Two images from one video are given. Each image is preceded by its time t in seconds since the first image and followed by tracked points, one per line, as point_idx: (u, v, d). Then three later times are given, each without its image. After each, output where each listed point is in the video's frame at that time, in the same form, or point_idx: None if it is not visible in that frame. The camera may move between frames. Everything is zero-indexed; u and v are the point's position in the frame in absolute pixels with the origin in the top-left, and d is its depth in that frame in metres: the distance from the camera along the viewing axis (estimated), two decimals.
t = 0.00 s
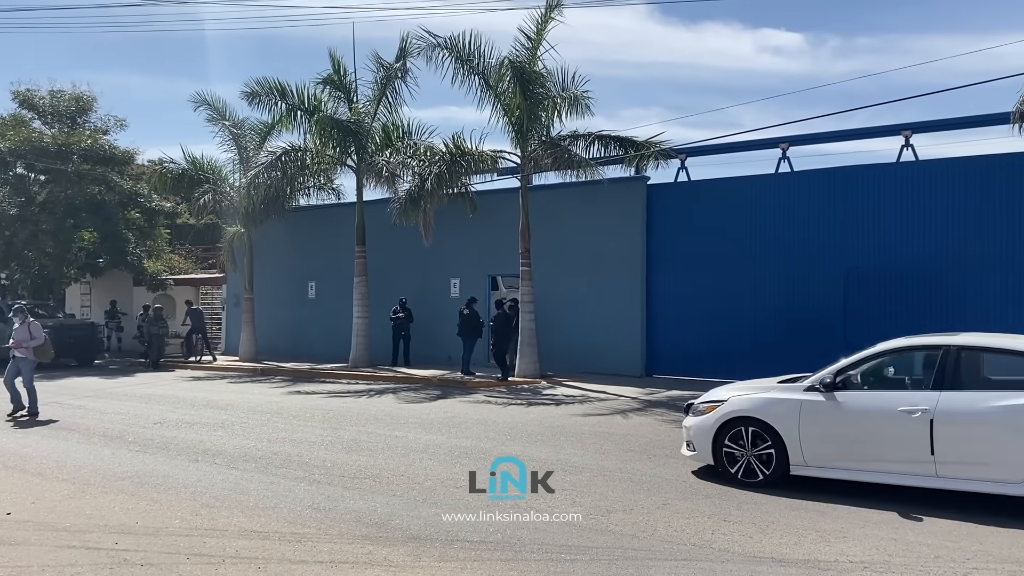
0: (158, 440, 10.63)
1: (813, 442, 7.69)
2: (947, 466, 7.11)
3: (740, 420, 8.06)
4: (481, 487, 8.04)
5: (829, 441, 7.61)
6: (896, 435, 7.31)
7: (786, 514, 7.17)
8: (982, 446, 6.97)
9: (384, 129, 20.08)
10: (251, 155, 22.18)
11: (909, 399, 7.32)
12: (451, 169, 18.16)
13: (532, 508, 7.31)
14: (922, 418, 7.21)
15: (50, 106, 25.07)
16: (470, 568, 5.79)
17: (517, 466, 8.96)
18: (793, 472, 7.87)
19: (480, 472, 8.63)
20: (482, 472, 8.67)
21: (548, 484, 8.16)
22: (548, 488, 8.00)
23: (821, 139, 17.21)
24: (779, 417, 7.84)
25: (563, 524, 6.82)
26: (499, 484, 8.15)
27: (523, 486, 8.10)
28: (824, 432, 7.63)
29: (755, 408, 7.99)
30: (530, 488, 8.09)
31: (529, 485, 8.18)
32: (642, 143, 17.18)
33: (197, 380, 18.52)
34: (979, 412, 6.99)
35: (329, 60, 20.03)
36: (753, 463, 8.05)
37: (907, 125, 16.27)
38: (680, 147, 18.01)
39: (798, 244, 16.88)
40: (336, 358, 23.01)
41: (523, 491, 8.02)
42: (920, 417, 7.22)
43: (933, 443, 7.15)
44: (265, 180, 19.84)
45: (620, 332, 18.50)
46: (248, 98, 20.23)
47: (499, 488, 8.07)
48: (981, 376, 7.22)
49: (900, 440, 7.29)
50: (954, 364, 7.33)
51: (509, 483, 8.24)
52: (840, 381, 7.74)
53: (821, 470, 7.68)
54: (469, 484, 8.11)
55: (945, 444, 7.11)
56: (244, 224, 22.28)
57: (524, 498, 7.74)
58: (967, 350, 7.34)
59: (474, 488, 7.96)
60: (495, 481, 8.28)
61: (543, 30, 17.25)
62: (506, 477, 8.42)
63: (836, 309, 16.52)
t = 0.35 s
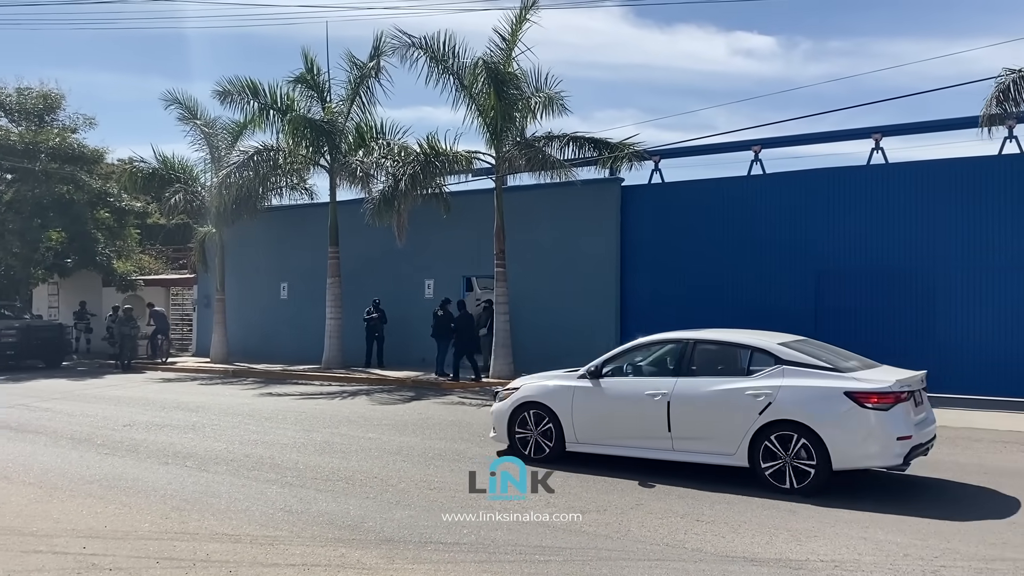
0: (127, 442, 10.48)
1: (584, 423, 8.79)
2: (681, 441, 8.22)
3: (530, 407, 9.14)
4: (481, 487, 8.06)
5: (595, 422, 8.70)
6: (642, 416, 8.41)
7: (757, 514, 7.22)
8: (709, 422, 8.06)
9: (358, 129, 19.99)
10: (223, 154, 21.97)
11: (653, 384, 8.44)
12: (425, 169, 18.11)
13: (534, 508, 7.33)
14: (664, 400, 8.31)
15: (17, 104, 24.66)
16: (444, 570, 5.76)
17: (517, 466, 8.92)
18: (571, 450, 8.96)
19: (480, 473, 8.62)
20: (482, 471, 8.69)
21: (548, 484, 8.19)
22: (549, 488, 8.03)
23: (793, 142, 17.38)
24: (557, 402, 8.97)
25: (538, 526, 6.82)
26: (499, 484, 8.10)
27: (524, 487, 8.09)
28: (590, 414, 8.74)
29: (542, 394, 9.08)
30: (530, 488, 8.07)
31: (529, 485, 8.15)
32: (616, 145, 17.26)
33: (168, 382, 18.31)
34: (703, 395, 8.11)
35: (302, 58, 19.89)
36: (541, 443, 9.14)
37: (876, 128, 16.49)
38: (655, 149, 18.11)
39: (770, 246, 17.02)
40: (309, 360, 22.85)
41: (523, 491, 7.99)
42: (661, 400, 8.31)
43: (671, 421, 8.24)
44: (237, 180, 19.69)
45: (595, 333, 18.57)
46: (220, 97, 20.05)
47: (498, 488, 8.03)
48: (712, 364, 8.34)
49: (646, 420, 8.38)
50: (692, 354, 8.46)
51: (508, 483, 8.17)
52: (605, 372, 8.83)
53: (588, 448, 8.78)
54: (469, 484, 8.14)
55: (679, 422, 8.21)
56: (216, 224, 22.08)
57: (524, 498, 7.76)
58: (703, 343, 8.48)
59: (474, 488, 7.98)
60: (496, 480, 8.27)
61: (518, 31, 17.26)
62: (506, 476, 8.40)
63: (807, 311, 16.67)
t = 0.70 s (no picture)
0: (96, 443, 10.35)
1: (404, 409, 9.67)
2: (479, 423, 9.13)
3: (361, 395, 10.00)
4: (481, 486, 8.00)
5: (413, 408, 9.59)
6: (451, 402, 9.30)
7: (730, 511, 7.29)
8: (503, 405, 8.98)
9: (332, 127, 19.88)
10: (195, 151, 21.76)
11: (459, 373, 9.35)
12: (400, 168, 18.04)
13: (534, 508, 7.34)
14: (469, 388, 9.21)
15: None
16: (418, 569, 5.75)
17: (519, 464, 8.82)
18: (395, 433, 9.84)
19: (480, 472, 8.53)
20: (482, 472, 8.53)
21: (548, 484, 8.09)
22: (549, 488, 7.98)
23: (766, 143, 17.52)
24: (384, 389, 9.84)
25: (513, 524, 6.82)
26: (498, 484, 8.04)
27: (524, 486, 8.03)
28: (409, 401, 9.62)
29: (373, 384, 9.94)
30: (530, 488, 8.00)
31: (529, 485, 8.08)
32: (591, 145, 17.32)
33: (139, 382, 18.10)
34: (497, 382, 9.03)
35: (275, 55, 19.73)
36: (372, 428, 10.00)
37: (848, 129, 16.67)
38: (629, 149, 18.19)
39: (743, 245, 17.16)
40: (283, 359, 22.68)
41: (523, 491, 7.93)
42: (465, 387, 9.22)
43: (473, 405, 9.15)
44: (209, 178, 19.53)
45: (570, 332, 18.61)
46: (192, 94, 19.86)
47: (498, 488, 7.98)
48: (510, 354, 9.24)
49: (453, 405, 9.29)
50: (495, 346, 9.35)
51: (509, 483, 8.11)
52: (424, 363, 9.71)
53: (409, 431, 9.67)
54: (469, 484, 8.06)
55: (480, 406, 9.11)
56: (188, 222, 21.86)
57: (524, 498, 7.75)
58: (505, 336, 9.38)
59: (474, 488, 7.93)
60: (496, 479, 8.19)
61: (493, 30, 17.25)
62: (507, 475, 8.31)
63: (780, 310, 16.82)
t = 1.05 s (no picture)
0: (67, 443, 10.22)
1: (252, 399, 10.54)
2: (316, 411, 10.04)
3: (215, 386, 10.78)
4: (481, 486, 7.97)
5: (260, 398, 10.47)
6: (292, 391, 10.21)
7: (705, 508, 7.34)
8: (336, 395, 9.90)
9: (308, 124, 19.75)
10: (169, 147, 21.55)
11: (299, 365, 10.24)
12: (376, 165, 17.96)
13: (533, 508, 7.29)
14: (307, 378, 10.12)
15: None
16: (394, 568, 5.74)
17: (517, 465, 8.81)
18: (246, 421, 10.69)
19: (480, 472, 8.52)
20: (482, 472, 8.55)
21: (548, 484, 8.06)
22: (549, 488, 7.93)
23: (741, 143, 17.65)
24: (236, 381, 10.68)
25: (489, 522, 6.83)
26: (499, 484, 8.04)
27: (524, 486, 8.05)
28: (257, 391, 10.49)
29: (225, 375, 10.81)
30: (531, 488, 7.99)
31: (529, 485, 8.08)
32: (568, 143, 17.35)
33: (111, 381, 17.89)
34: (331, 372, 9.95)
35: (250, 51, 19.57)
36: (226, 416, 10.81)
37: (822, 129, 16.84)
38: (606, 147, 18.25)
39: (718, 243, 17.28)
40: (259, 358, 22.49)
41: (523, 491, 7.92)
42: (304, 378, 10.11)
43: (310, 394, 10.06)
44: (183, 174, 19.36)
45: (547, 329, 18.64)
46: (166, 90, 19.68)
47: (498, 488, 7.97)
48: (345, 348, 10.15)
49: (294, 395, 10.20)
50: (331, 342, 10.25)
51: (509, 483, 8.12)
52: (272, 357, 10.58)
53: (257, 419, 10.53)
54: (469, 484, 8.02)
55: (318, 396, 10.02)
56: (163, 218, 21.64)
57: (524, 498, 7.68)
58: (341, 333, 10.27)
59: (475, 488, 7.89)
60: (496, 480, 8.22)
61: (470, 27, 17.23)
62: (508, 476, 8.35)
63: (754, 307, 16.95)
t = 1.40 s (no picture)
0: (40, 441, 10.10)
1: (123, 389, 11.24)
2: (178, 401, 10.80)
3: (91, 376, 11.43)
4: (481, 486, 7.88)
5: (129, 388, 11.18)
6: (158, 381, 10.94)
7: (683, 503, 7.39)
8: (196, 385, 10.67)
9: (286, 120, 19.65)
10: (146, 143, 21.34)
11: (164, 357, 10.98)
12: (355, 161, 17.83)
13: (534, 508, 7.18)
14: (171, 369, 10.86)
15: None
16: (374, 565, 5.73)
17: (517, 466, 8.74)
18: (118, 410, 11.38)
19: (479, 472, 8.44)
20: (483, 472, 8.44)
21: (548, 484, 7.98)
22: (549, 488, 7.82)
23: (720, 140, 17.75)
24: (109, 372, 11.36)
25: (469, 519, 6.83)
26: (499, 484, 7.98)
27: (524, 486, 7.97)
28: (127, 381, 11.19)
29: (99, 366, 11.48)
30: (530, 488, 7.91)
31: (529, 485, 8.01)
32: (549, 140, 17.36)
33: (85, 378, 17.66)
34: (191, 364, 10.70)
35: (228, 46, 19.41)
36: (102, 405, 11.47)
37: (800, 127, 16.97)
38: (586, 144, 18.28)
39: (697, 241, 17.36)
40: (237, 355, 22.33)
41: (523, 491, 7.85)
42: (168, 369, 10.86)
43: (173, 384, 10.82)
44: (160, 170, 19.19)
45: (527, 326, 18.66)
46: (143, 85, 19.49)
47: (499, 487, 7.91)
48: (206, 341, 10.90)
49: (160, 385, 10.94)
50: (193, 336, 10.99)
51: (509, 483, 8.07)
52: (143, 350, 11.29)
53: (126, 408, 11.24)
54: (469, 484, 7.93)
55: (178, 385, 10.78)
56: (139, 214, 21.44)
57: (524, 498, 7.60)
58: (203, 328, 11.00)
59: (475, 488, 7.79)
60: (496, 479, 8.16)
61: (450, 23, 17.18)
62: (507, 476, 8.29)
63: (733, 305, 17.06)
